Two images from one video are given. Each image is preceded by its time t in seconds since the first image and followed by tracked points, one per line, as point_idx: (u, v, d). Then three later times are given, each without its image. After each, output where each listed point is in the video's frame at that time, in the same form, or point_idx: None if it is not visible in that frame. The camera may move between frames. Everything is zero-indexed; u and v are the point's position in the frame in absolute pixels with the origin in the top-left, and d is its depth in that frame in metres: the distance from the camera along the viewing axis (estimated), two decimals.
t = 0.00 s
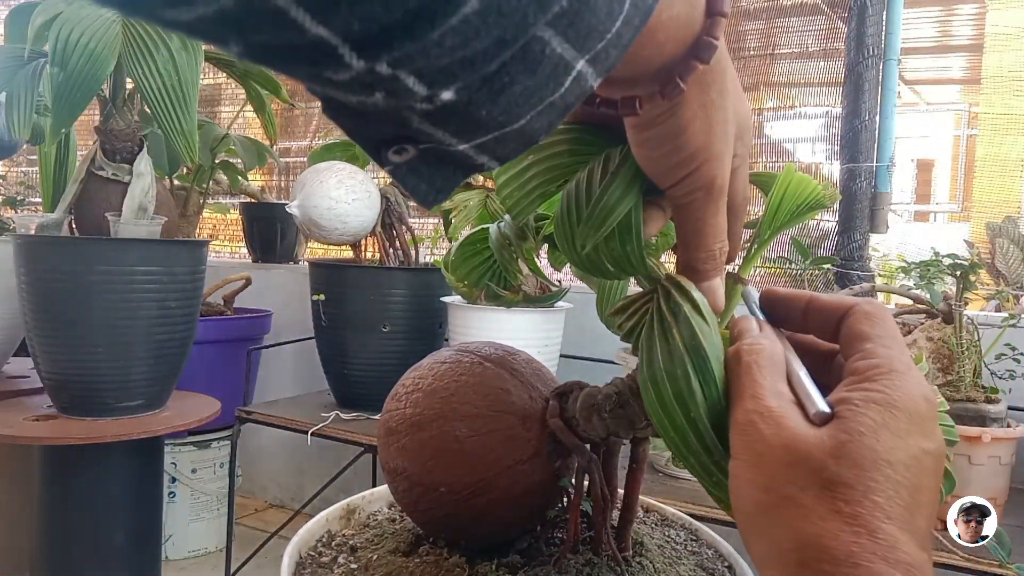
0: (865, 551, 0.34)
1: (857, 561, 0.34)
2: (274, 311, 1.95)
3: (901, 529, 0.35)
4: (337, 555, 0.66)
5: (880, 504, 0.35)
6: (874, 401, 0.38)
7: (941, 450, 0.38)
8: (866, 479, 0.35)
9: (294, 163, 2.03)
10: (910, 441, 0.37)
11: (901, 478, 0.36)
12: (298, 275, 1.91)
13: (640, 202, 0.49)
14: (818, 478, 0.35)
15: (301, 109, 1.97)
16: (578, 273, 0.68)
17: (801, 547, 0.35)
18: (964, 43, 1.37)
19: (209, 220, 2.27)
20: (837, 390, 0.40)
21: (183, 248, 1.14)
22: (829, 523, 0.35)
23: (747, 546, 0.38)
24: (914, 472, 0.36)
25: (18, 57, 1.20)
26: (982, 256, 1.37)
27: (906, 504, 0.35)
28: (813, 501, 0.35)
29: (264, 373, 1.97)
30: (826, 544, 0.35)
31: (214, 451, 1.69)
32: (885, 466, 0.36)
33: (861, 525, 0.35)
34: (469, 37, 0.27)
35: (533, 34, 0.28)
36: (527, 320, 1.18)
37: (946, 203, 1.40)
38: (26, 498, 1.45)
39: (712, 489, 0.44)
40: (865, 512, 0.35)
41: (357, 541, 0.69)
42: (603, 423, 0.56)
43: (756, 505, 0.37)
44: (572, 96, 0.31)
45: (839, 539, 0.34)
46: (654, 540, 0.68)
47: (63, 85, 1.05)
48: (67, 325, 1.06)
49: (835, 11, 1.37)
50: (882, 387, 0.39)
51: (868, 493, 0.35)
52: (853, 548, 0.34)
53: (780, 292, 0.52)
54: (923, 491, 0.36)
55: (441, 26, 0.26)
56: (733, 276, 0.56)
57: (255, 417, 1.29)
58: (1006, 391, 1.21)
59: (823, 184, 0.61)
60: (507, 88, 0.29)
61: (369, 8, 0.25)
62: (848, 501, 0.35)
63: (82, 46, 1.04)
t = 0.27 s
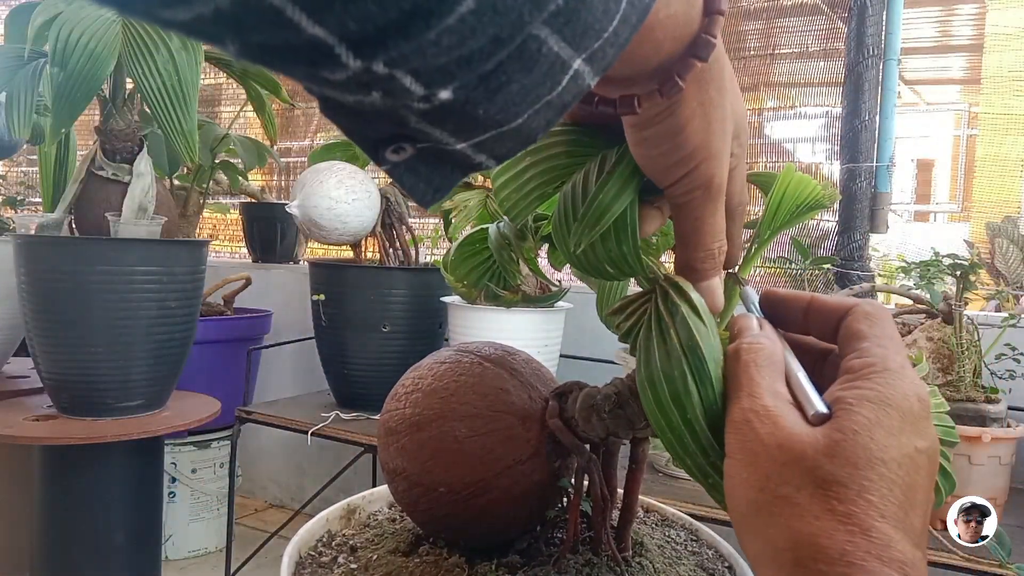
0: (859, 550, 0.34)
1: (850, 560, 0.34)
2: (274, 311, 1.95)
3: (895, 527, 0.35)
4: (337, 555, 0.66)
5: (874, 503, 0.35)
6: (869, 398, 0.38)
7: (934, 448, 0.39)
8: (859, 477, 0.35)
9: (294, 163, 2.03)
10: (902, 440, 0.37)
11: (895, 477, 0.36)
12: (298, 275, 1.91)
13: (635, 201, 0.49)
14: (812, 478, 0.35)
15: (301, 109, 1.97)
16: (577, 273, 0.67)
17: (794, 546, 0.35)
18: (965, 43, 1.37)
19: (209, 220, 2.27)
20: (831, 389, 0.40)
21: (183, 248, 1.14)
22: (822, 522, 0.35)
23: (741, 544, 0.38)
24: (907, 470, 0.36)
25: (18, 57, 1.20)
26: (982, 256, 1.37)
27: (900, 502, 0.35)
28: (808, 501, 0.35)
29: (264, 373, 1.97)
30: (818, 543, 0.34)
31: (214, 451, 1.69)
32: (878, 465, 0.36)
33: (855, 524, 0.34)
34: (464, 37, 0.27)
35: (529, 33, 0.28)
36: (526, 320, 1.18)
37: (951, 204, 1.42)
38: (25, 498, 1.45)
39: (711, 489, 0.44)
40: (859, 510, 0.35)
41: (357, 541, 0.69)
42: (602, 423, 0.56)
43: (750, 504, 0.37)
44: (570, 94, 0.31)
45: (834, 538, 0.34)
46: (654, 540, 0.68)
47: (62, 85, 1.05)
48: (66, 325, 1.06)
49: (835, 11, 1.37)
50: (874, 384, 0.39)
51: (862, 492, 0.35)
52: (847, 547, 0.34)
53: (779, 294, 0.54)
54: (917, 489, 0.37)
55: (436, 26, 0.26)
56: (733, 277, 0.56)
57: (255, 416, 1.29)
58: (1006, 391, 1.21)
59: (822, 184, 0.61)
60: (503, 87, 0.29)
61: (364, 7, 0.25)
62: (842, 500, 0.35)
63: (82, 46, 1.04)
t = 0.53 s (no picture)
0: (857, 552, 0.34)
1: (847, 561, 0.34)
2: (274, 311, 1.95)
3: (891, 529, 0.35)
4: (337, 555, 0.66)
5: (870, 505, 0.35)
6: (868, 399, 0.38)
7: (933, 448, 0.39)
8: (855, 480, 0.35)
9: (294, 163, 2.03)
10: (899, 441, 0.37)
11: (891, 478, 0.36)
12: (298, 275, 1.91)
13: (636, 201, 0.49)
14: (808, 480, 0.35)
15: (302, 109, 1.97)
16: (578, 274, 0.67)
17: (792, 547, 0.35)
18: (965, 44, 1.36)
19: (209, 220, 2.27)
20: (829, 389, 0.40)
21: (183, 248, 1.14)
22: (818, 524, 0.35)
23: (739, 546, 0.38)
24: (903, 471, 0.36)
25: (18, 57, 1.20)
26: (982, 256, 1.37)
27: (895, 505, 0.35)
28: (803, 502, 0.35)
29: (264, 373, 1.97)
30: (815, 544, 0.34)
31: (214, 451, 1.69)
32: (876, 466, 0.36)
33: (851, 526, 0.35)
34: (467, 38, 0.27)
35: (532, 34, 0.28)
36: (527, 320, 1.18)
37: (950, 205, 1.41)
38: (25, 498, 1.45)
39: (710, 490, 0.44)
40: (854, 512, 0.35)
41: (357, 541, 0.69)
42: (602, 423, 0.56)
43: (746, 507, 0.37)
44: (573, 95, 0.31)
45: (830, 539, 0.34)
46: (654, 541, 0.68)
47: (62, 85, 1.05)
48: (67, 325, 1.06)
49: (835, 11, 1.37)
50: (871, 384, 0.39)
51: (857, 493, 0.35)
52: (844, 549, 0.34)
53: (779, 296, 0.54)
54: (917, 490, 0.37)
55: (441, 27, 0.26)
56: (733, 276, 0.56)
57: (255, 417, 1.29)
58: (1006, 391, 1.21)
59: (822, 183, 0.61)
60: (506, 87, 0.29)
61: (369, 8, 0.25)
62: (838, 502, 0.35)
63: (82, 46, 1.04)
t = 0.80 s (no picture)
0: (858, 547, 0.34)
1: (848, 556, 0.33)
2: (274, 311, 1.95)
3: (892, 523, 0.35)
4: (337, 555, 0.66)
5: (870, 499, 0.35)
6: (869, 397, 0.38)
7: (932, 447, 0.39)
8: (856, 473, 0.35)
9: (294, 163, 2.03)
10: (898, 437, 0.37)
11: (891, 472, 0.36)
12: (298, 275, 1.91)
13: (635, 201, 0.49)
14: (809, 474, 0.35)
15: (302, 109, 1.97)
16: (578, 274, 0.67)
17: (793, 543, 0.35)
18: (964, 43, 1.36)
19: (209, 220, 2.27)
20: (828, 386, 0.41)
21: (183, 248, 1.14)
22: (819, 518, 0.35)
23: (740, 544, 0.38)
24: (904, 466, 0.36)
25: (18, 56, 1.20)
26: (982, 256, 1.37)
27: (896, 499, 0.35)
28: (805, 497, 0.35)
29: (264, 373, 1.97)
30: (817, 539, 0.34)
31: (214, 451, 1.69)
32: (876, 460, 0.35)
33: (852, 520, 0.34)
34: (465, 39, 0.27)
35: (531, 34, 0.28)
36: (527, 320, 1.18)
37: (947, 203, 1.39)
38: (26, 498, 1.45)
39: (710, 490, 0.44)
40: (855, 507, 0.35)
41: (357, 541, 0.69)
42: (602, 423, 0.56)
43: (748, 502, 0.37)
44: (572, 96, 0.31)
45: (831, 534, 0.34)
46: (654, 541, 0.68)
47: (62, 86, 1.05)
48: (66, 324, 1.06)
49: (835, 12, 1.36)
50: (869, 382, 0.39)
51: (858, 488, 0.35)
52: (844, 544, 0.34)
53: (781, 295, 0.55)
54: (919, 489, 0.37)
55: (439, 27, 0.26)
56: (733, 276, 0.55)
57: (255, 416, 1.29)
58: (1006, 391, 1.21)
59: (822, 183, 0.61)
60: (505, 88, 0.29)
61: (368, 9, 0.25)
62: (838, 497, 0.35)
63: (82, 46, 1.04)
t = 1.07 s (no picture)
0: (851, 550, 0.34)
1: (842, 560, 0.34)
2: (274, 311, 1.95)
3: (886, 527, 0.35)
4: (337, 555, 0.66)
5: (865, 503, 0.35)
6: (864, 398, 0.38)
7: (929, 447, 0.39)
8: (850, 477, 0.35)
9: (294, 163, 2.03)
10: (894, 440, 0.37)
11: (887, 476, 0.36)
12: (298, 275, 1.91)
13: (636, 200, 0.49)
14: (803, 478, 0.35)
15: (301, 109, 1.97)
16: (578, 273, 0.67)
17: (788, 547, 0.35)
18: (965, 44, 1.36)
19: (209, 220, 2.27)
20: (824, 390, 0.41)
21: (183, 248, 1.14)
22: (814, 522, 0.35)
23: (736, 546, 0.38)
24: (899, 469, 0.36)
25: (18, 56, 1.20)
26: (982, 256, 1.37)
27: (892, 502, 0.35)
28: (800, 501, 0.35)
29: (264, 373, 1.97)
30: (812, 544, 0.34)
31: (214, 451, 1.69)
32: (871, 464, 0.36)
33: (846, 524, 0.34)
34: (468, 38, 0.27)
35: (534, 33, 0.28)
36: (527, 320, 1.18)
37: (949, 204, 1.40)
38: (26, 498, 1.45)
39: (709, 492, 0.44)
40: (850, 510, 0.35)
41: (357, 541, 0.69)
42: (602, 423, 0.56)
43: (745, 506, 0.37)
44: (575, 94, 0.32)
45: (825, 538, 0.34)
46: (655, 541, 0.68)
47: (62, 85, 1.05)
48: (66, 324, 1.06)
49: (835, 12, 1.36)
50: (866, 385, 0.39)
51: (852, 491, 0.35)
52: (839, 547, 0.34)
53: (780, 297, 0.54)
54: (916, 490, 0.37)
55: (442, 27, 0.26)
56: (733, 276, 0.56)
57: (255, 417, 1.29)
58: (1006, 391, 1.21)
59: (822, 184, 0.61)
60: (509, 86, 0.29)
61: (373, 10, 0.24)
62: (833, 501, 0.35)
63: (82, 46, 1.04)
